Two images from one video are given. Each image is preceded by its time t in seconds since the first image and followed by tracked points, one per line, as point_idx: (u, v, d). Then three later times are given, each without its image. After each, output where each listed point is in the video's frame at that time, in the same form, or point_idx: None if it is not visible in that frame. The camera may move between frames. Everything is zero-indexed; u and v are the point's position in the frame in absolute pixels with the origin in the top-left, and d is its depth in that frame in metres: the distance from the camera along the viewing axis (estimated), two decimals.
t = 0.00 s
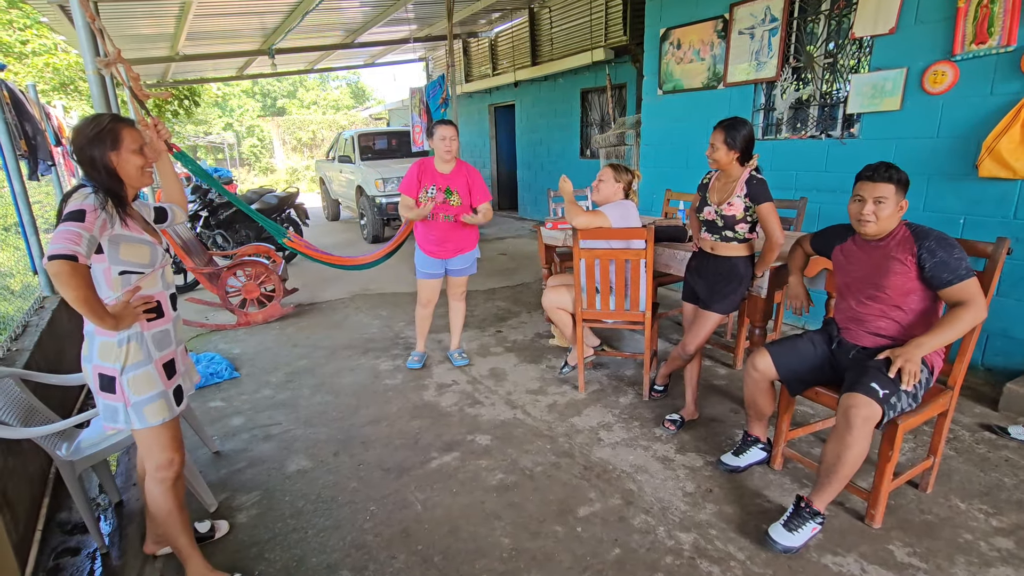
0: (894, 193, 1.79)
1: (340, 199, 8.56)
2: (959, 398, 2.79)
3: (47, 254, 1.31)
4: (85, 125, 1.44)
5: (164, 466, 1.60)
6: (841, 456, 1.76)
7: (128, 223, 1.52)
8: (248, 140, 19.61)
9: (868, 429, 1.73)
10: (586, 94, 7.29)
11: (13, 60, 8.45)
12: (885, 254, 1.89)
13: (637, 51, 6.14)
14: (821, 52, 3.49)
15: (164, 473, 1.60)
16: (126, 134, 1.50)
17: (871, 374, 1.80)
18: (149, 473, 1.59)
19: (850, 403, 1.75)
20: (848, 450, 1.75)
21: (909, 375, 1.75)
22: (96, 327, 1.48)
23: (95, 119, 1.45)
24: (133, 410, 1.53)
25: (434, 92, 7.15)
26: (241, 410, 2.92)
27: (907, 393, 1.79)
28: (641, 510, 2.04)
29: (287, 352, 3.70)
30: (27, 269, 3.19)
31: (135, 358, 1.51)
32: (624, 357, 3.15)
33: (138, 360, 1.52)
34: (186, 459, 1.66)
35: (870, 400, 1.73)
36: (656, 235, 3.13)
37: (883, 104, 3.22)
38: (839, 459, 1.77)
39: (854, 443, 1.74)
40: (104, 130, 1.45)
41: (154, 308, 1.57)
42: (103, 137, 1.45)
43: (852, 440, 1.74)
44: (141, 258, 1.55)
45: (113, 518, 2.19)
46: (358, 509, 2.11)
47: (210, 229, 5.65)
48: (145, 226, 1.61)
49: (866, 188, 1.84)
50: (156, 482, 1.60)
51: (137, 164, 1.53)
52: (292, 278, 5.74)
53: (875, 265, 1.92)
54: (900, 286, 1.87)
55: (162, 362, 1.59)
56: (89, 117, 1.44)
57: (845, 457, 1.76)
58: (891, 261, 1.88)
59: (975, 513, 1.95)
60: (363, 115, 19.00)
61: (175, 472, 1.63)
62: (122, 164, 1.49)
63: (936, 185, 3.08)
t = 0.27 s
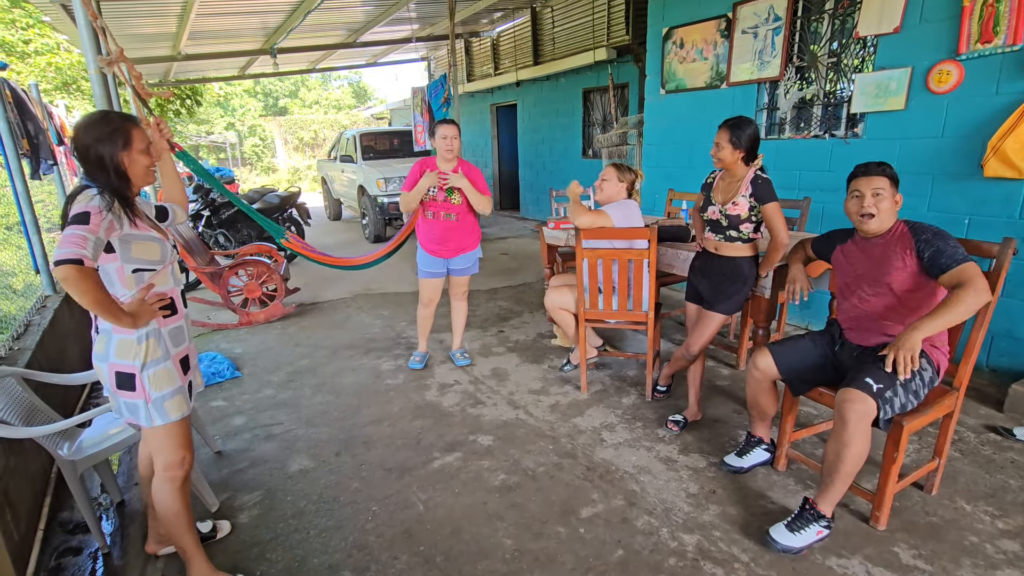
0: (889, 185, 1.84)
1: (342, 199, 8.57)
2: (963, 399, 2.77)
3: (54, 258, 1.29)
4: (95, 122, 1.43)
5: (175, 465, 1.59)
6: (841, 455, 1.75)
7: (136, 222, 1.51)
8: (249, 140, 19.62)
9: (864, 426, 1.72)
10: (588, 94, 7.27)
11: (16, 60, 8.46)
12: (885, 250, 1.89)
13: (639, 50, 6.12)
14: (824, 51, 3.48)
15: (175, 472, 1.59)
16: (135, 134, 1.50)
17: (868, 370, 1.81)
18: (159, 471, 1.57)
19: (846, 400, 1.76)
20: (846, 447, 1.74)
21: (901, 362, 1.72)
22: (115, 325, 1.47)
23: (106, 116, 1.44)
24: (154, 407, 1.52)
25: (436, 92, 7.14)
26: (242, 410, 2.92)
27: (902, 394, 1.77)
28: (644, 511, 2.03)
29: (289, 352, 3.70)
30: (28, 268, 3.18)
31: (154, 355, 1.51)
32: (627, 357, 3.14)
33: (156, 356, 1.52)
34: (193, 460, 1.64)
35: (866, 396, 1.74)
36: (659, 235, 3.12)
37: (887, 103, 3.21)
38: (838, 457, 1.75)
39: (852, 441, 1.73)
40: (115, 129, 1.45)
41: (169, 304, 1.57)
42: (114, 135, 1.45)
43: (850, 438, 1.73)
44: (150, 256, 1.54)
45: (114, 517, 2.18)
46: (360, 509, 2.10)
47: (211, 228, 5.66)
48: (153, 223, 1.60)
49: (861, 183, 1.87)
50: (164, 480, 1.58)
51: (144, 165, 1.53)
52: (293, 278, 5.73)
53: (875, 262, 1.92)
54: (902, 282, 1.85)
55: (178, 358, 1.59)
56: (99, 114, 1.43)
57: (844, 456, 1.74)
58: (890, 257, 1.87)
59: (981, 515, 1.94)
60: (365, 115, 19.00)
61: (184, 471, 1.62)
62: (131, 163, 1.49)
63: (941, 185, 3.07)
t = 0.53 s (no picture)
0: (886, 185, 1.85)
1: (342, 199, 8.56)
2: (965, 401, 2.76)
3: (64, 261, 1.29)
4: (95, 121, 1.42)
5: (186, 463, 1.59)
6: (842, 457, 1.73)
7: (139, 223, 1.50)
8: (250, 139, 19.61)
9: (866, 428, 1.71)
10: (589, 94, 7.26)
11: (16, 59, 8.45)
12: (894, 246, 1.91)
13: (640, 50, 6.11)
14: (826, 52, 3.47)
15: (186, 470, 1.58)
16: (136, 133, 1.49)
17: (871, 374, 1.80)
18: (170, 469, 1.57)
19: (847, 402, 1.75)
20: (848, 450, 1.72)
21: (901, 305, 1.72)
22: (113, 326, 1.46)
23: (106, 115, 1.43)
24: (155, 407, 1.51)
25: (436, 91, 7.14)
26: (241, 410, 2.91)
27: (903, 395, 1.77)
28: (643, 513, 2.02)
29: (288, 352, 3.69)
30: (27, 268, 3.18)
31: (153, 355, 1.50)
32: (627, 358, 3.13)
33: (155, 356, 1.51)
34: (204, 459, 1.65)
35: (866, 399, 1.73)
36: (660, 235, 3.11)
37: (889, 104, 3.20)
38: (840, 459, 1.73)
39: (854, 443, 1.72)
40: (116, 128, 1.44)
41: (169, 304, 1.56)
42: (116, 134, 1.44)
43: (852, 440, 1.71)
44: (152, 257, 1.53)
45: (112, 518, 2.17)
46: (359, 510, 2.09)
47: (211, 228, 5.65)
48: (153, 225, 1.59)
49: (858, 185, 1.89)
50: (173, 478, 1.57)
51: (145, 164, 1.52)
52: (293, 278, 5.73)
53: (881, 260, 1.93)
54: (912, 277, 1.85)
55: (179, 358, 1.58)
56: (100, 113, 1.42)
57: (846, 459, 1.73)
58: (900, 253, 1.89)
59: (982, 518, 1.93)
60: (365, 115, 19.00)
61: (195, 471, 1.61)
62: (133, 163, 1.48)
63: (942, 186, 3.06)
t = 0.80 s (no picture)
0: (888, 185, 1.87)
1: (341, 198, 8.56)
2: (964, 401, 2.75)
3: (51, 259, 1.29)
4: (93, 120, 1.41)
5: (181, 461, 1.57)
6: (853, 463, 1.72)
7: (133, 224, 1.50)
8: (249, 139, 19.59)
9: (881, 436, 1.70)
10: (588, 94, 7.26)
11: (15, 57, 8.42)
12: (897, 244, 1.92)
13: (640, 50, 6.11)
14: (825, 52, 3.47)
15: (181, 470, 1.57)
16: (134, 132, 1.49)
17: (883, 380, 1.78)
18: (165, 468, 1.56)
19: (862, 409, 1.74)
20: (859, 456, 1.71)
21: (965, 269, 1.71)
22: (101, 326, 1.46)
23: (104, 114, 1.43)
24: (146, 407, 1.50)
25: (436, 91, 7.13)
26: (239, 410, 2.90)
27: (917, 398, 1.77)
28: (642, 514, 2.02)
29: (287, 351, 3.69)
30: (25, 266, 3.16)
31: (142, 355, 1.49)
32: (625, 358, 3.12)
33: (145, 356, 1.50)
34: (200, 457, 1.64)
35: (884, 406, 1.72)
36: (659, 235, 3.10)
37: (889, 104, 3.19)
38: (851, 467, 1.73)
39: (866, 451, 1.71)
40: (115, 128, 1.44)
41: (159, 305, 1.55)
42: (114, 133, 1.44)
43: (865, 447, 1.71)
44: (145, 257, 1.52)
45: (108, 518, 2.16)
46: (356, 511, 2.08)
47: (210, 227, 5.64)
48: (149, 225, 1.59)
49: (860, 187, 1.90)
50: (168, 477, 1.56)
51: (144, 164, 1.51)
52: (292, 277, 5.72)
53: (883, 260, 1.94)
54: (916, 275, 1.85)
55: (168, 358, 1.57)
56: (98, 112, 1.42)
57: (855, 464, 1.72)
58: (903, 250, 1.90)
59: (981, 520, 1.93)
60: (365, 115, 18.98)
61: (190, 470, 1.60)
62: (130, 162, 1.48)
63: (942, 186, 3.05)
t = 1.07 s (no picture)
0: (881, 198, 1.83)
1: (341, 198, 8.55)
2: (965, 402, 2.75)
3: (40, 259, 1.27)
4: (87, 118, 1.41)
5: (168, 465, 1.57)
6: (877, 463, 1.72)
7: (125, 224, 1.49)
8: (249, 138, 19.57)
9: (894, 433, 1.70)
10: (589, 93, 7.25)
11: (14, 55, 8.41)
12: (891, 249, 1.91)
13: (640, 50, 6.10)
14: (826, 52, 3.46)
15: (170, 473, 1.57)
16: (129, 131, 1.48)
17: (889, 377, 1.79)
18: (153, 471, 1.56)
19: (870, 410, 1.73)
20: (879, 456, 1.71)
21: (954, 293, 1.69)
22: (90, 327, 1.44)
23: (99, 112, 1.42)
24: (132, 410, 1.50)
25: (436, 90, 7.13)
26: (238, 409, 2.90)
27: (925, 395, 1.77)
28: (641, 515, 2.01)
29: (286, 351, 3.68)
30: (24, 265, 3.16)
31: (131, 358, 1.48)
32: (625, 359, 3.11)
33: (133, 359, 1.49)
34: (188, 459, 1.63)
35: (890, 403, 1.71)
36: (659, 235, 3.09)
37: (889, 104, 3.19)
38: (874, 466, 1.73)
39: (885, 451, 1.70)
40: (109, 126, 1.43)
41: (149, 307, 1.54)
42: (108, 131, 1.43)
43: (881, 447, 1.70)
44: (137, 258, 1.51)
45: (107, 518, 2.16)
46: (355, 511, 2.08)
47: (209, 226, 5.62)
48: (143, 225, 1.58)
49: (853, 201, 1.85)
50: (157, 480, 1.56)
51: (139, 162, 1.51)
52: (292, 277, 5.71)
53: (879, 262, 1.94)
54: (910, 278, 1.86)
55: (157, 361, 1.56)
56: (93, 111, 1.41)
57: (879, 465, 1.72)
58: (897, 254, 1.90)
59: (983, 521, 1.92)
60: (365, 114, 18.96)
61: (178, 473, 1.60)
62: (124, 161, 1.47)
63: (943, 187, 3.05)
